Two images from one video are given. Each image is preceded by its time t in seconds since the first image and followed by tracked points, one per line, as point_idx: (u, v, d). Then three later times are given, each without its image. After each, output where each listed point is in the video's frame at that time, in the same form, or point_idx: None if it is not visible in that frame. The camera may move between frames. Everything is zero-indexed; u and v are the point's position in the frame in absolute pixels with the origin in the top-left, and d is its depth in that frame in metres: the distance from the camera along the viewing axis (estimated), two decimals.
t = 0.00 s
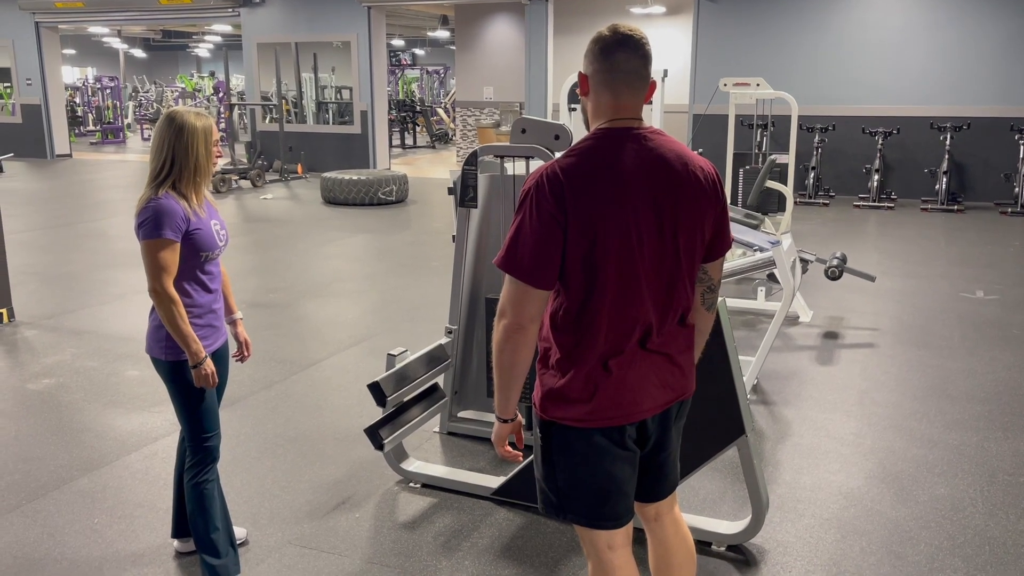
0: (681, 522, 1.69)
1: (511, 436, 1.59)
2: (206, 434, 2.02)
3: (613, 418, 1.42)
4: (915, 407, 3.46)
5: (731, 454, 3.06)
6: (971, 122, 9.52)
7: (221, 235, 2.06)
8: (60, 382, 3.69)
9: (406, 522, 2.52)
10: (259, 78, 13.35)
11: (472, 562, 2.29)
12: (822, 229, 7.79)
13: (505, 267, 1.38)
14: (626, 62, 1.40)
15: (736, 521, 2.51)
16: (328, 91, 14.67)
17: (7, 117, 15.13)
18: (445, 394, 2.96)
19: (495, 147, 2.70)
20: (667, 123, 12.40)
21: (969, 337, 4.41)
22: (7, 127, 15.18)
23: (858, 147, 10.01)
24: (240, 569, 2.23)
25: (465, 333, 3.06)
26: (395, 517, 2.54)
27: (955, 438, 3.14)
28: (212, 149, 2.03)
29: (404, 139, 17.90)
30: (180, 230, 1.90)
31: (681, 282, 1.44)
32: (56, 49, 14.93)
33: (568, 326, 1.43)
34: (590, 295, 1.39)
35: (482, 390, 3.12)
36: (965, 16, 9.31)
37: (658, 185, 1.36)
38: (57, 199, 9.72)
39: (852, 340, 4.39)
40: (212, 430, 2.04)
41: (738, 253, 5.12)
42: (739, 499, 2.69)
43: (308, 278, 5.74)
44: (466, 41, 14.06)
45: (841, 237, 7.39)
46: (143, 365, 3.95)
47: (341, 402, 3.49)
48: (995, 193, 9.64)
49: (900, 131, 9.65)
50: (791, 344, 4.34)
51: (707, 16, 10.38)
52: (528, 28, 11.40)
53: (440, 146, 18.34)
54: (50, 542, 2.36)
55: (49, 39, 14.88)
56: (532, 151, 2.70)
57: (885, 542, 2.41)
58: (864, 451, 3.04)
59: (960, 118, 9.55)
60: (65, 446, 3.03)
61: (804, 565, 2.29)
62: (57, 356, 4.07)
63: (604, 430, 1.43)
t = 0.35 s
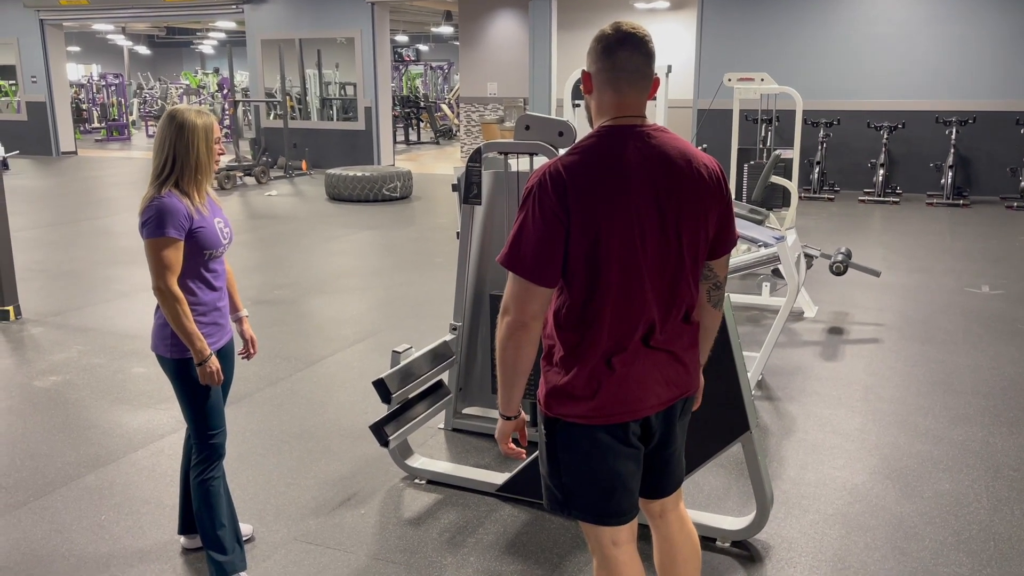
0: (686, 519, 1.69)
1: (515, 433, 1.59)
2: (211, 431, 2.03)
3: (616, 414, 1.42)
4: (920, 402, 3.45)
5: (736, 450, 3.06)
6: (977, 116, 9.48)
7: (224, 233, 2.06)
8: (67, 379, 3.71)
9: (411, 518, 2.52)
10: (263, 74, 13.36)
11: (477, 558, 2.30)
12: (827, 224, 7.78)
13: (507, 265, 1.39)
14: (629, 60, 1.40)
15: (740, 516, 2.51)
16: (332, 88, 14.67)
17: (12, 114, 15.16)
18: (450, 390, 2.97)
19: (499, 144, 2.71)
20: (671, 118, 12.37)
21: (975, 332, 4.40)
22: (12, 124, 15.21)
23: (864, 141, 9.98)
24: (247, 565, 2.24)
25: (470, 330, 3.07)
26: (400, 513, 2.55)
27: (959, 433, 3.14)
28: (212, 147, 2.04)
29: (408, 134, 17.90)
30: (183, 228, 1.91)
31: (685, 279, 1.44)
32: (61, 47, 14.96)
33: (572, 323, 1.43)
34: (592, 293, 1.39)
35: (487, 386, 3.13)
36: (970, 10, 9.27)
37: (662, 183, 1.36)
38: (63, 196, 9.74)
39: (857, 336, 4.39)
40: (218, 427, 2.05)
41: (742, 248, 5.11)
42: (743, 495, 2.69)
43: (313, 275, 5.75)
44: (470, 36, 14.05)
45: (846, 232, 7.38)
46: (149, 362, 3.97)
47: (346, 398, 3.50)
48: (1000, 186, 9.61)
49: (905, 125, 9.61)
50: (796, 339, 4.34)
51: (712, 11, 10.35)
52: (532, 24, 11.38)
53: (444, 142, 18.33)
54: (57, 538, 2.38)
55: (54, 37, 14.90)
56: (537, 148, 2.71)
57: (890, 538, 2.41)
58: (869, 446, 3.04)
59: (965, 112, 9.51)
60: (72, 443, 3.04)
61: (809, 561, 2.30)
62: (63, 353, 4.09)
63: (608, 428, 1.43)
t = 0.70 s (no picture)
0: (689, 516, 1.69)
1: (518, 430, 1.59)
2: (215, 429, 2.04)
3: (618, 413, 1.43)
4: (923, 398, 3.45)
5: (740, 446, 3.06)
6: (981, 110, 9.45)
7: (227, 231, 2.07)
8: (71, 377, 3.72)
9: (415, 515, 2.53)
10: (265, 70, 13.35)
11: (481, 555, 2.30)
12: (831, 219, 7.76)
13: (510, 263, 1.39)
14: (632, 58, 1.39)
15: (744, 512, 2.51)
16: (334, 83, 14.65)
17: (15, 112, 15.17)
18: (453, 387, 2.97)
19: (501, 141, 2.70)
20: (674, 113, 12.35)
21: (978, 328, 4.39)
22: (15, 121, 15.22)
23: (867, 136, 9.95)
24: (251, 563, 2.24)
25: (473, 326, 3.07)
26: (404, 510, 2.55)
27: (963, 429, 3.13)
28: (213, 145, 2.04)
29: (411, 130, 17.89)
30: (185, 226, 1.91)
31: (687, 278, 1.44)
32: (64, 44, 14.97)
33: (575, 321, 1.43)
34: (594, 291, 1.39)
35: (490, 383, 3.13)
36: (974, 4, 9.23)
37: (664, 182, 1.36)
38: (66, 193, 9.76)
39: (860, 331, 4.38)
40: (222, 425, 2.06)
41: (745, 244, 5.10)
42: (747, 491, 2.69)
43: (316, 272, 5.75)
44: (472, 32, 14.03)
45: (849, 227, 7.36)
46: (152, 359, 3.98)
47: (350, 395, 3.51)
48: (1004, 181, 9.58)
49: (909, 119, 9.58)
50: (799, 335, 4.34)
51: (714, 6, 10.32)
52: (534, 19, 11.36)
53: (447, 138, 18.31)
54: (63, 536, 2.39)
55: (56, 33, 14.90)
56: (540, 145, 2.70)
57: (894, 534, 2.41)
58: (872, 442, 3.04)
59: (969, 107, 9.48)
60: (77, 440, 3.05)
61: (812, 557, 2.30)
62: (68, 351, 4.09)
63: (610, 426, 1.43)
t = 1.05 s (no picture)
0: (693, 515, 1.70)
1: (523, 431, 1.60)
2: (221, 428, 2.05)
3: (622, 413, 1.43)
4: (929, 395, 3.44)
5: (744, 444, 3.07)
6: (986, 106, 9.41)
7: (234, 230, 2.07)
8: (77, 376, 3.74)
9: (420, 513, 2.54)
10: (269, 68, 13.36)
11: (486, 553, 2.31)
12: (835, 216, 7.74)
13: (514, 263, 1.39)
14: (636, 59, 1.40)
15: (748, 511, 2.51)
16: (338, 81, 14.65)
17: (20, 111, 15.21)
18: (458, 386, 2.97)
19: (505, 140, 2.70)
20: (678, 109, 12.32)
21: (984, 325, 4.38)
22: (20, 120, 15.25)
23: (872, 132, 9.92)
24: (258, 561, 2.25)
25: (478, 324, 3.07)
26: (409, 508, 2.56)
27: (969, 426, 3.13)
28: (219, 144, 2.04)
29: (414, 128, 17.89)
30: (192, 225, 1.91)
31: (691, 277, 1.44)
32: (68, 42, 14.99)
33: (579, 321, 1.43)
34: (598, 291, 1.39)
35: (495, 381, 3.13)
36: None
37: (668, 182, 1.36)
38: (71, 192, 9.78)
39: (865, 329, 4.37)
40: (228, 424, 2.06)
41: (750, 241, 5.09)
42: (752, 490, 2.69)
43: (320, 270, 5.76)
44: (476, 29, 14.01)
45: (854, 224, 7.34)
46: (158, 358, 3.99)
47: (355, 393, 3.51)
48: (1010, 177, 9.54)
49: (914, 115, 9.55)
50: (804, 332, 4.33)
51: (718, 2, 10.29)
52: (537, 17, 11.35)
53: (451, 135, 18.31)
54: (70, 534, 2.40)
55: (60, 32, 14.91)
56: (544, 143, 2.69)
57: (900, 532, 2.41)
58: (878, 440, 3.04)
59: (974, 102, 9.45)
60: (84, 439, 3.07)
61: (817, 555, 2.30)
62: (73, 350, 4.11)
63: (615, 426, 1.44)
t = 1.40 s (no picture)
0: (698, 513, 1.70)
1: (527, 431, 1.60)
2: (227, 428, 2.05)
3: (627, 413, 1.43)
4: (933, 393, 3.44)
5: (748, 442, 3.07)
6: (989, 103, 9.39)
7: (239, 230, 2.07)
8: (82, 375, 3.75)
9: (424, 512, 2.54)
10: (271, 67, 13.37)
11: (491, 552, 2.31)
12: (838, 214, 7.73)
13: (519, 264, 1.39)
14: (639, 59, 1.39)
15: (753, 509, 2.51)
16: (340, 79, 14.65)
17: (23, 110, 15.23)
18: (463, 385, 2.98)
19: (508, 139, 2.70)
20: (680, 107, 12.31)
21: (988, 322, 4.37)
22: (23, 119, 15.27)
23: (875, 129, 9.90)
24: (263, 561, 2.26)
25: (482, 324, 3.07)
26: (414, 507, 2.57)
27: (973, 424, 3.12)
28: (223, 144, 2.04)
29: (417, 126, 17.90)
30: (197, 226, 1.92)
31: (694, 278, 1.44)
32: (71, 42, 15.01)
33: (583, 322, 1.44)
34: (602, 290, 1.39)
35: (499, 380, 3.14)
36: None
37: (671, 182, 1.36)
38: (75, 191, 9.80)
39: (869, 327, 4.37)
40: (233, 424, 2.07)
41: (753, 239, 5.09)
42: (756, 488, 2.69)
43: (323, 269, 5.77)
44: (478, 27, 14.00)
45: (858, 221, 7.33)
46: (162, 357, 4.00)
47: (359, 393, 3.51)
48: (1013, 174, 9.52)
49: (917, 112, 9.53)
50: (808, 330, 4.33)
51: None
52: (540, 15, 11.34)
53: (453, 133, 18.31)
54: (76, 534, 2.41)
55: (63, 32, 14.93)
56: (548, 142, 2.69)
57: (904, 531, 2.41)
58: (882, 438, 3.04)
59: (978, 99, 9.43)
60: (89, 439, 3.07)
61: (822, 554, 2.30)
62: (78, 349, 4.12)
63: (619, 426, 1.44)
